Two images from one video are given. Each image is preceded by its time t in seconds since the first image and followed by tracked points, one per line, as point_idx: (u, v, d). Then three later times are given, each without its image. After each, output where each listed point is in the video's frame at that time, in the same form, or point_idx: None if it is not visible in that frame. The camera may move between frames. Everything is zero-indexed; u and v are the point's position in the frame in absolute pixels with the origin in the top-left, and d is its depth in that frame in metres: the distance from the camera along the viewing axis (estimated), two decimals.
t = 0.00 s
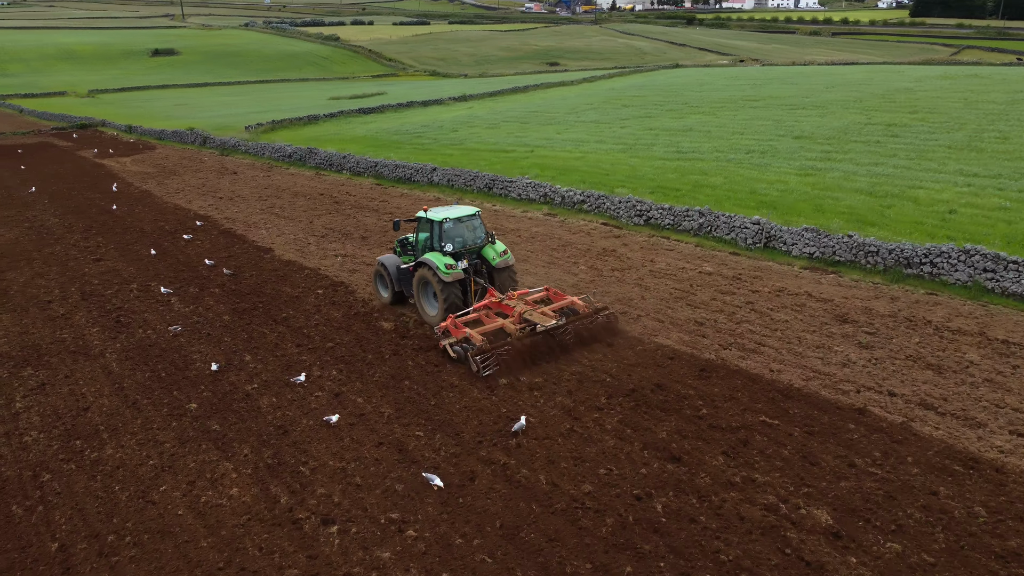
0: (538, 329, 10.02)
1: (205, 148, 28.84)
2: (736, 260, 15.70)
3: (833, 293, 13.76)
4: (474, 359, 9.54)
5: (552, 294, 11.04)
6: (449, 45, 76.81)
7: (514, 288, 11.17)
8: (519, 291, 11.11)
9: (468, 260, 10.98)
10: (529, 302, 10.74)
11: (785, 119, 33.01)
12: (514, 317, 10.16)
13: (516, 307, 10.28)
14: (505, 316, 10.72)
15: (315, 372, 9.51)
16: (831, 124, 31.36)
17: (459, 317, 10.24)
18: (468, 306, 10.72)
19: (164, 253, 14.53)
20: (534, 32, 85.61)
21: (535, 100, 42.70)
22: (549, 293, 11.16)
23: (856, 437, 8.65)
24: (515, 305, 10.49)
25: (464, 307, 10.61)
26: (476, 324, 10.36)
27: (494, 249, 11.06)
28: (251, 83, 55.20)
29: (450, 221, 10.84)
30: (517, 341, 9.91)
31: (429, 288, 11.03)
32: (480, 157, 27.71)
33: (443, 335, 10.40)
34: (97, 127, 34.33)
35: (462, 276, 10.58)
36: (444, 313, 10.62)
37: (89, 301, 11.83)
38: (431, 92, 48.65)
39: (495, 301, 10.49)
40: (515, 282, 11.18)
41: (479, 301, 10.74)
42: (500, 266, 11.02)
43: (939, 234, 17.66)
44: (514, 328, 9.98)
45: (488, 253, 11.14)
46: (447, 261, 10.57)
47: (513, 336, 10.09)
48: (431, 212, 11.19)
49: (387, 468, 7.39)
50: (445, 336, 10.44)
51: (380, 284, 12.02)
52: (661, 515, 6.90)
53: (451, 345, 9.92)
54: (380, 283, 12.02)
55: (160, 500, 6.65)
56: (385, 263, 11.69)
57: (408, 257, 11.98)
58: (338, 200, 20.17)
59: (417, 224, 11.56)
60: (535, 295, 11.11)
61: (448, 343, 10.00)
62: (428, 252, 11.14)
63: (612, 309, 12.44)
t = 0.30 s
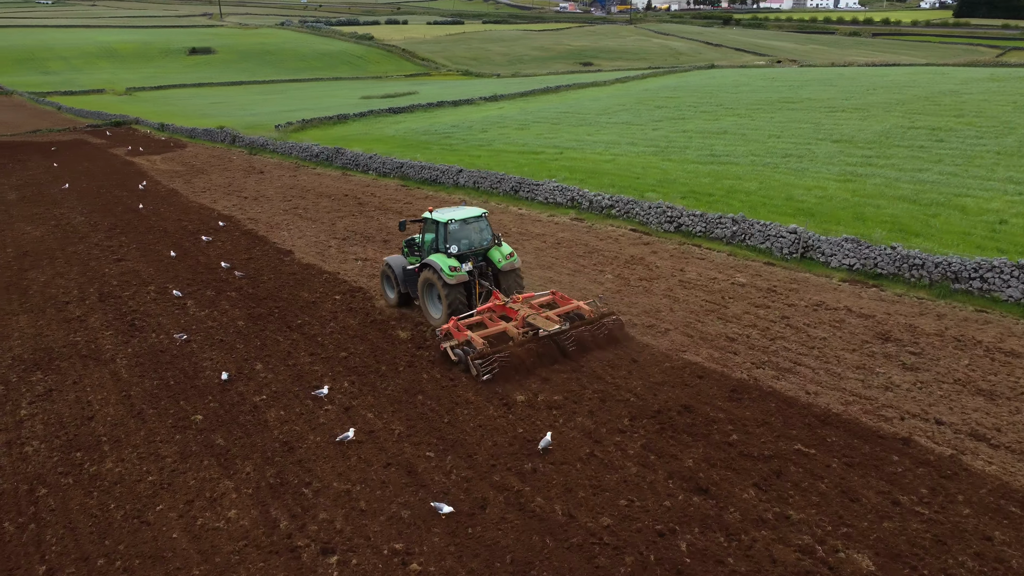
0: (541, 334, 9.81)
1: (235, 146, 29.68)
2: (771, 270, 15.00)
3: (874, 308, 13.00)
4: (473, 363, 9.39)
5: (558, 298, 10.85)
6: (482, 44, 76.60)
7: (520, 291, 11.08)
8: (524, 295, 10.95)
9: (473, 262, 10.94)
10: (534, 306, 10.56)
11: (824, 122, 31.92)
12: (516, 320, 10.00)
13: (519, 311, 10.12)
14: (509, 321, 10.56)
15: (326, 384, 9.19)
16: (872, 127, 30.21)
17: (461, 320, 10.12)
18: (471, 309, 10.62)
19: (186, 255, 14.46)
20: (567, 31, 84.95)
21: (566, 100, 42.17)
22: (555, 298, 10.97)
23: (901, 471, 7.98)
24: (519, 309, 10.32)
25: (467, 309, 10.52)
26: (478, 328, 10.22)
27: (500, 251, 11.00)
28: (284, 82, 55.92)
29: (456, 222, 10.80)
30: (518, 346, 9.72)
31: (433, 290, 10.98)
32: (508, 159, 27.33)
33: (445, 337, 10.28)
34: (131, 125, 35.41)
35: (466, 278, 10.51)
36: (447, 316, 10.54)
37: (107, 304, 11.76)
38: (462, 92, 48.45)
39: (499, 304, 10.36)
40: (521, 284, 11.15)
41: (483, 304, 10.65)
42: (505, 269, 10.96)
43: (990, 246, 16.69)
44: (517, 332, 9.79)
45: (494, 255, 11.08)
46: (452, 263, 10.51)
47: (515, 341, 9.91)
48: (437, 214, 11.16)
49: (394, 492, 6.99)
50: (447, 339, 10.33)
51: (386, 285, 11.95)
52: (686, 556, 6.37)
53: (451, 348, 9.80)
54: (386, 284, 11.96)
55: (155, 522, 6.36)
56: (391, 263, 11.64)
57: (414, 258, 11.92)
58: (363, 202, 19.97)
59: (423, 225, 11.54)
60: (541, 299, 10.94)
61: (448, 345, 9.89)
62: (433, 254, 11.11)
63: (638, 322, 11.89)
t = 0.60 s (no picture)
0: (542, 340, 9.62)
1: (264, 145, 29.89)
2: (809, 283, 14.26)
3: (920, 326, 12.21)
4: (474, 369, 9.24)
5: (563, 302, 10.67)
6: (515, 44, 76.16)
7: (526, 295, 10.93)
8: (530, 299, 10.77)
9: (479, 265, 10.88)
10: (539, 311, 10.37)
11: (865, 126, 30.77)
12: (519, 325, 9.83)
13: (523, 315, 9.94)
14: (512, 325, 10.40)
15: (334, 396, 8.85)
16: (916, 131, 28.99)
17: (464, 325, 9.97)
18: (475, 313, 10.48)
19: (206, 258, 14.38)
20: (601, 31, 84.02)
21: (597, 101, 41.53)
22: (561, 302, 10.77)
23: (952, 513, 7.28)
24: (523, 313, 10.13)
25: (471, 313, 10.38)
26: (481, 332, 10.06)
27: (506, 254, 10.92)
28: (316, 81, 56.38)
29: (460, 225, 10.79)
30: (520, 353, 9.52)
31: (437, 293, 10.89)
32: (536, 161, 26.87)
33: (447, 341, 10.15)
34: (164, 122, 36.29)
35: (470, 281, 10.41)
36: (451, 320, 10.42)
37: (122, 307, 11.66)
38: (492, 92, 48.12)
39: (502, 308, 10.17)
40: (527, 289, 11.03)
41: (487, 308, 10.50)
42: (511, 272, 10.84)
43: None
44: (519, 339, 9.61)
45: (499, 259, 11.01)
46: (456, 265, 10.45)
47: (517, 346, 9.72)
48: (443, 216, 11.15)
49: (399, 520, 6.58)
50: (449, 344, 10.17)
51: (392, 287, 11.86)
52: None
53: (452, 354, 9.65)
54: (393, 286, 11.87)
55: (146, 546, 6.06)
56: (398, 266, 11.54)
57: (421, 261, 11.86)
58: (387, 204, 19.72)
59: (429, 228, 11.53)
60: (546, 302, 10.74)
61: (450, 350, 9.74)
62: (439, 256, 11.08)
63: (664, 336, 11.29)
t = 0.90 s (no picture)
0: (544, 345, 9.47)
1: (292, 144, 29.95)
2: (848, 297, 13.50)
3: (969, 347, 11.40)
4: (474, 373, 9.08)
5: (569, 307, 10.48)
6: (547, 44, 75.62)
7: (531, 298, 10.79)
8: (535, 302, 10.58)
9: (483, 268, 10.71)
10: (544, 315, 10.19)
11: (907, 129, 29.58)
12: (523, 330, 9.66)
13: (527, 319, 9.77)
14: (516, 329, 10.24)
15: (342, 411, 8.49)
16: (963, 135, 27.74)
17: (466, 328, 9.83)
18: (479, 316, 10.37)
19: (225, 261, 14.26)
20: (634, 31, 83.00)
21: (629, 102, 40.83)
22: (567, 306, 10.57)
23: (1009, 563, 6.57)
24: (527, 317, 9.95)
25: (475, 317, 10.27)
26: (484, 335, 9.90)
27: (511, 257, 10.71)
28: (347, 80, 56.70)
29: (464, 228, 10.58)
30: (521, 357, 9.35)
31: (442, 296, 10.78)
32: (564, 163, 26.37)
33: (449, 344, 10.04)
34: (196, 121, 36.89)
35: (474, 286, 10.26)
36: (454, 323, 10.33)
37: (137, 311, 11.53)
38: (523, 91, 47.68)
39: (507, 312, 10.01)
40: (533, 291, 10.84)
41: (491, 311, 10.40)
42: (516, 276, 10.65)
43: None
44: (521, 343, 9.45)
45: (504, 262, 10.83)
46: (459, 269, 10.30)
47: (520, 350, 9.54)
48: (445, 219, 10.96)
49: (401, 553, 6.17)
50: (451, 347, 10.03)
51: (399, 288, 11.83)
52: None
53: (453, 357, 9.50)
54: (399, 286, 11.83)
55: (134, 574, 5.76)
56: (404, 266, 11.40)
57: (427, 262, 11.76)
58: (410, 206, 19.44)
59: (433, 230, 11.37)
60: (552, 306, 10.56)
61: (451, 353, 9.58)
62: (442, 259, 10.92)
63: (691, 353, 10.65)
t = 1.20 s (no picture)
0: (543, 350, 9.28)
1: (316, 144, 29.92)
2: (886, 314, 12.75)
3: (1019, 370, 10.60)
4: (469, 379, 8.96)
5: (571, 311, 10.24)
6: (575, 44, 75.03)
7: (534, 304, 10.53)
8: (537, 306, 10.37)
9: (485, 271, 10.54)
10: (545, 320, 9.99)
11: (948, 134, 28.41)
12: (522, 335, 9.49)
13: (526, 325, 9.59)
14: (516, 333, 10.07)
15: (346, 428, 8.11)
16: (1008, 140, 26.52)
17: (465, 331, 9.69)
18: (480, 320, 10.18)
19: (239, 264, 14.10)
20: (664, 31, 81.95)
21: (657, 104, 40.10)
22: (569, 311, 10.34)
23: None
24: (527, 322, 9.76)
25: (475, 321, 10.09)
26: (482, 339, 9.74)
27: (514, 261, 10.49)
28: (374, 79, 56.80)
29: (466, 230, 10.49)
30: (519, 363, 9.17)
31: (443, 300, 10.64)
32: (588, 166, 25.84)
33: (447, 348, 9.91)
34: (223, 119, 37.23)
35: (475, 289, 10.07)
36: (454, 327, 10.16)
37: (146, 316, 11.38)
38: (550, 92, 47.16)
39: (507, 316, 9.85)
40: (536, 296, 10.58)
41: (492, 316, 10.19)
42: (519, 279, 10.40)
43: None
44: (519, 348, 9.27)
45: (507, 265, 10.63)
46: (460, 272, 10.14)
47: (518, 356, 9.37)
48: (449, 221, 10.88)
49: None
50: (449, 351, 9.90)
51: (403, 289, 11.72)
52: None
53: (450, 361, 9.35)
54: (403, 288, 11.71)
55: None
56: (408, 268, 11.39)
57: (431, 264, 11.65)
58: (429, 209, 19.10)
59: (437, 233, 11.31)
60: (554, 311, 10.33)
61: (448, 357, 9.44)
62: (445, 262, 10.81)
63: (716, 372, 10.06)
